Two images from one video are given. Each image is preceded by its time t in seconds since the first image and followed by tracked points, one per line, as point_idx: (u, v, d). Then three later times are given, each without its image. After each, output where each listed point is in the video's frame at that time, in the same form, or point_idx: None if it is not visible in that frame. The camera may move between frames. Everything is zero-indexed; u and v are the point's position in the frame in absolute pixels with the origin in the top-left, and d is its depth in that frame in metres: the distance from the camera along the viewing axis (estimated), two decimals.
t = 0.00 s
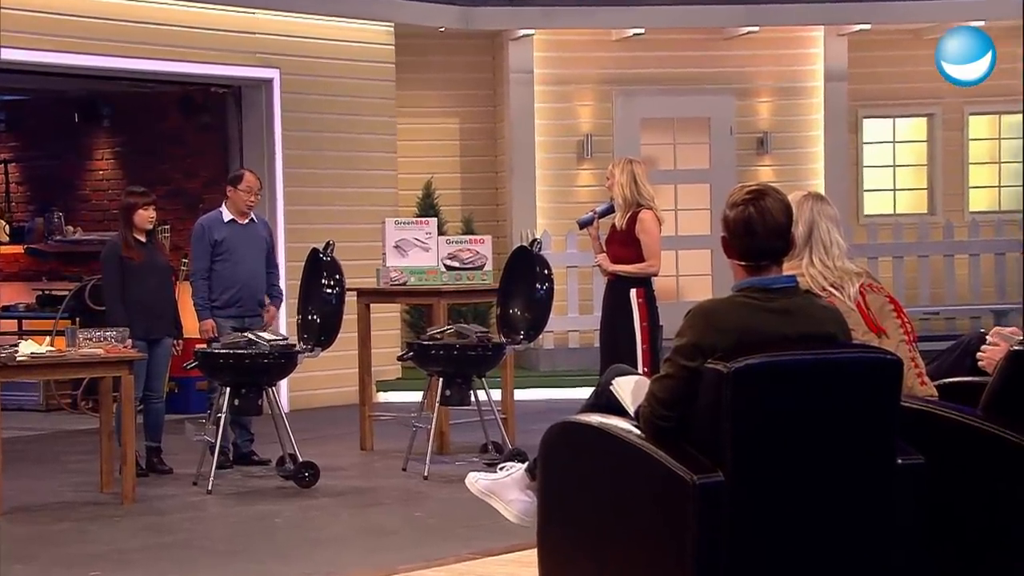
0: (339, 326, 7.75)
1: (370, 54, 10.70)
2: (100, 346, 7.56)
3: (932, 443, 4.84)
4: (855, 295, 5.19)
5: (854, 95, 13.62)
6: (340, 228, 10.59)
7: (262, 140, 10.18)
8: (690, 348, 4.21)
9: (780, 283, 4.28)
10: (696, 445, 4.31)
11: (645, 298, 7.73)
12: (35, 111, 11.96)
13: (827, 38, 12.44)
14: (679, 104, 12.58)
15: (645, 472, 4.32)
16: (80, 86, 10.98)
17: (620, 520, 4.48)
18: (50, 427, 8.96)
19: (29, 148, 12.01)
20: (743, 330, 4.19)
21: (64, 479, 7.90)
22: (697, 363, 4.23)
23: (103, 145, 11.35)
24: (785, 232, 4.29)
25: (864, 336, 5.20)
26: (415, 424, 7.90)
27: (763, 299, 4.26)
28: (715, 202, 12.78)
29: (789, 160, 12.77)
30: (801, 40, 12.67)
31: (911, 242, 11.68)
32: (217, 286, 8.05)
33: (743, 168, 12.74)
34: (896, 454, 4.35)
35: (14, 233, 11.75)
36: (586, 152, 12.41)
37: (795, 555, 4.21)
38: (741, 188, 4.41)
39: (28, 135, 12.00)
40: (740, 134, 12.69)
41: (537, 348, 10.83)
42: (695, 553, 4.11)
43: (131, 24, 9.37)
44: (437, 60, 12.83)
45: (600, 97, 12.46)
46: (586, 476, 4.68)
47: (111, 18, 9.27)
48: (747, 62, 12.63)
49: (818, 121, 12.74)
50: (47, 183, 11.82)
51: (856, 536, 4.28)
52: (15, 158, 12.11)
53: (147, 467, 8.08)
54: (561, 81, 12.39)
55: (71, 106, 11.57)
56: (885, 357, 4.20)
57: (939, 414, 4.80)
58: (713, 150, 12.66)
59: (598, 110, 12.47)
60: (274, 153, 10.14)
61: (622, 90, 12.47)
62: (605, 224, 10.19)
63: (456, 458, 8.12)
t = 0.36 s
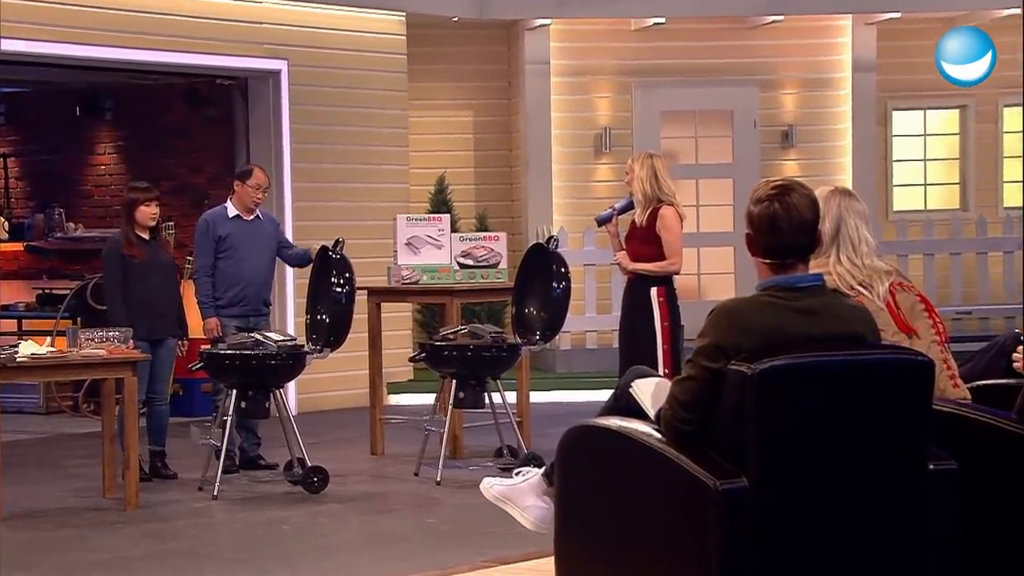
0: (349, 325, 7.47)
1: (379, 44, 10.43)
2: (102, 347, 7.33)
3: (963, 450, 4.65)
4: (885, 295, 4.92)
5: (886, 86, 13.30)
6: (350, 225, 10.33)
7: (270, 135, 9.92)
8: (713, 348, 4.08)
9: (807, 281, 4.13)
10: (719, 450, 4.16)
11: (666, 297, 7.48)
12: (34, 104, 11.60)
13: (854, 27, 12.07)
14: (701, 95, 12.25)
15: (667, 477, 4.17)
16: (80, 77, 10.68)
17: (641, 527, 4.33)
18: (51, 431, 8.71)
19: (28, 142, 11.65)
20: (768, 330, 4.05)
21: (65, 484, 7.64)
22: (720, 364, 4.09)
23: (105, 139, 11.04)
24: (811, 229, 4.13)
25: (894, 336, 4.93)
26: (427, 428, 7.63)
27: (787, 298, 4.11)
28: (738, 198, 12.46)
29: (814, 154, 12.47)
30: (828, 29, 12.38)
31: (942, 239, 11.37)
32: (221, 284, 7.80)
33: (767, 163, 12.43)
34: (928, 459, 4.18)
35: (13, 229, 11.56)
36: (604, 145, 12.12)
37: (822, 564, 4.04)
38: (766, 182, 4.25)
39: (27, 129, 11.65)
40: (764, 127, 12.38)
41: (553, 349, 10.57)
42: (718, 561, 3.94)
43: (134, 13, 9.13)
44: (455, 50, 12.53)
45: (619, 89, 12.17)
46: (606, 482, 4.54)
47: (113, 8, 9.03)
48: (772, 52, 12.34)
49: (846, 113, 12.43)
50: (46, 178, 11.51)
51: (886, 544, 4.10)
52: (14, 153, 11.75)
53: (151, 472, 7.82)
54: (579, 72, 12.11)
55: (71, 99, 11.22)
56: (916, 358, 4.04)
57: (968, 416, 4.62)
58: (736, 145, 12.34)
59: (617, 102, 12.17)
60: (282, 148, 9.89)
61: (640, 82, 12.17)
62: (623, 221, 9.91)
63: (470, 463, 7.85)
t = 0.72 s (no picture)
0: (361, 325, 7.19)
1: (392, 34, 10.16)
2: (106, 347, 7.10)
3: (1000, 453, 4.50)
4: (917, 293, 4.69)
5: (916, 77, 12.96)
6: (361, 222, 10.08)
7: (280, 129, 9.67)
8: (738, 349, 3.96)
9: (835, 280, 3.99)
10: (744, 455, 4.04)
11: (690, 296, 7.24)
12: (38, 97, 11.44)
13: (887, 14, 11.85)
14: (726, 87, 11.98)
15: (690, 482, 4.06)
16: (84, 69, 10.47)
17: (663, 535, 4.20)
18: (53, 435, 8.47)
19: (31, 137, 11.51)
20: (795, 330, 3.92)
21: (67, 489, 7.40)
22: (746, 365, 3.97)
23: (109, 133, 10.85)
24: (840, 225, 3.99)
25: (928, 338, 4.70)
26: (442, 431, 7.37)
27: (815, 297, 3.98)
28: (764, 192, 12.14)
29: (842, 148, 12.16)
30: (858, 18, 12.05)
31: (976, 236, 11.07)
32: (226, 282, 7.57)
33: (793, 157, 12.14)
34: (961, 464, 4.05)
35: (14, 225, 11.34)
36: (625, 138, 11.80)
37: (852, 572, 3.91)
38: (794, 177, 4.10)
39: (29, 123, 11.52)
40: (790, 119, 12.09)
41: (571, 350, 10.31)
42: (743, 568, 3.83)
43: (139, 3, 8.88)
44: (467, 41, 12.26)
45: (641, 80, 11.87)
46: (626, 489, 4.41)
47: None
48: (801, 41, 12.06)
49: (877, 105, 12.12)
50: (51, 175, 11.33)
51: (918, 553, 3.97)
52: (16, 147, 11.61)
53: (156, 477, 7.58)
54: (599, 63, 11.79)
55: (76, 92, 11.10)
56: (950, 360, 3.92)
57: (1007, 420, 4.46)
58: (763, 139, 12.06)
59: (638, 94, 11.86)
60: (291, 142, 9.64)
61: (662, 73, 11.88)
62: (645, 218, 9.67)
63: (485, 468, 7.59)
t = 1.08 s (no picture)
0: (373, 325, 6.92)
1: (404, 24, 9.90)
2: (110, 348, 6.86)
3: None
4: (950, 292, 4.45)
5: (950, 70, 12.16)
6: (373, 219, 9.78)
7: (288, 123, 9.43)
8: (763, 350, 3.75)
9: (865, 278, 3.78)
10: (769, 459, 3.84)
11: (713, 294, 7.00)
12: (39, 89, 11.10)
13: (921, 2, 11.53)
14: (750, 76, 11.56)
15: (711, 488, 3.86)
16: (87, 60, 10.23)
17: (684, 543, 4.01)
18: (53, 438, 8.24)
19: (31, 130, 11.15)
20: (823, 330, 3.71)
21: (69, 494, 7.15)
22: (771, 367, 3.77)
23: (112, 126, 10.64)
24: (870, 221, 3.78)
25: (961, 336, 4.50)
26: (456, 434, 7.13)
27: (844, 296, 3.77)
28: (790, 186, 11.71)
29: (873, 141, 11.82)
30: (888, 7, 11.73)
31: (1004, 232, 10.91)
32: (233, 280, 7.32)
33: (820, 150, 11.74)
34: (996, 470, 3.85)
35: (14, 222, 10.90)
36: (645, 131, 11.43)
37: None
38: (821, 171, 3.89)
39: (30, 116, 11.18)
40: (817, 112, 11.70)
41: (590, 351, 10.06)
42: None
43: None
44: (483, 31, 11.89)
45: (662, 72, 11.49)
46: (644, 496, 4.21)
47: None
48: (829, 30, 11.67)
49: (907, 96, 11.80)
50: (53, 169, 11.03)
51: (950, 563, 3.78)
52: (15, 141, 11.23)
53: (161, 482, 7.34)
54: (619, 53, 11.43)
55: (78, 84, 10.81)
56: (985, 362, 3.72)
57: None
58: (788, 132, 11.66)
59: (659, 85, 11.49)
60: (301, 136, 9.39)
61: (684, 64, 11.48)
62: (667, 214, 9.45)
63: (500, 473, 7.34)
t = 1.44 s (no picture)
0: (383, 326, 6.65)
1: (417, 14, 9.63)
2: (111, 349, 6.62)
3: None
4: (985, 290, 4.40)
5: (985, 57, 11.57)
6: (384, 216, 9.49)
7: (296, 117, 9.18)
8: (789, 350, 3.49)
9: (898, 276, 3.54)
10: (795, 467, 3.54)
11: (736, 294, 6.75)
12: (40, 80, 10.76)
13: None
14: (774, 67, 11.17)
15: (734, 497, 3.54)
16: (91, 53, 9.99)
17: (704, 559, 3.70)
18: (54, 443, 8.01)
19: (31, 122, 10.79)
20: (853, 331, 3.46)
21: (70, 500, 6.90)
22: (797, 368, 3.49)
23: (116, 119, 10.35)
24: (901, 216, 3.53)
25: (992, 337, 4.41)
26: (469, 438, 6.88)
27: (875, 296, 3.51)
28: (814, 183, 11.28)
29: (901, 134, 11.36)
30: None
31: None
32: (242, 279, 7.08)
33: (848, 143, 11.32)
34: None
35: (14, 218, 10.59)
36: (666, 124, 11.05)
37: None
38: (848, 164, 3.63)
39: (30, 108, 10.80)
40: (847, 103, 11.29)
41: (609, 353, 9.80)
42: None
43: None
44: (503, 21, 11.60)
45: (685, 63, 11.12)
46: (658, 509, 3.90)
47: None
48: (858, 19, 11.26)
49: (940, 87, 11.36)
50: (54, 165, 10.68)
51: None
52: (14, 133, 10.86)
53: (166, 488, 7.09)
54: (639, 44, 11.08)
55: (81, 76, 10.50)
56: None
57: None
58: (814, 123, 11.20)
59: (680, 76, 11.11)
60: (309, 130, 9.15)
61: (707, 55, 11.11)
62: (688, 211, 9.19)
63: (516, 478, 7.08)
